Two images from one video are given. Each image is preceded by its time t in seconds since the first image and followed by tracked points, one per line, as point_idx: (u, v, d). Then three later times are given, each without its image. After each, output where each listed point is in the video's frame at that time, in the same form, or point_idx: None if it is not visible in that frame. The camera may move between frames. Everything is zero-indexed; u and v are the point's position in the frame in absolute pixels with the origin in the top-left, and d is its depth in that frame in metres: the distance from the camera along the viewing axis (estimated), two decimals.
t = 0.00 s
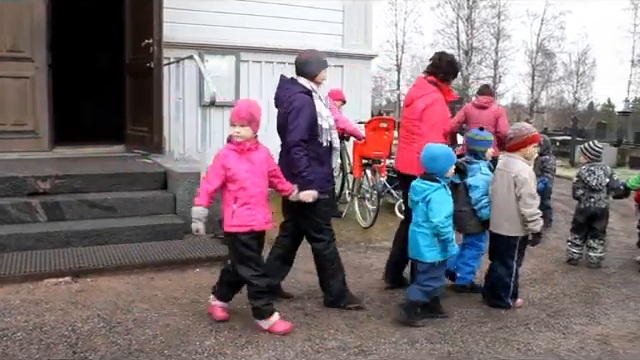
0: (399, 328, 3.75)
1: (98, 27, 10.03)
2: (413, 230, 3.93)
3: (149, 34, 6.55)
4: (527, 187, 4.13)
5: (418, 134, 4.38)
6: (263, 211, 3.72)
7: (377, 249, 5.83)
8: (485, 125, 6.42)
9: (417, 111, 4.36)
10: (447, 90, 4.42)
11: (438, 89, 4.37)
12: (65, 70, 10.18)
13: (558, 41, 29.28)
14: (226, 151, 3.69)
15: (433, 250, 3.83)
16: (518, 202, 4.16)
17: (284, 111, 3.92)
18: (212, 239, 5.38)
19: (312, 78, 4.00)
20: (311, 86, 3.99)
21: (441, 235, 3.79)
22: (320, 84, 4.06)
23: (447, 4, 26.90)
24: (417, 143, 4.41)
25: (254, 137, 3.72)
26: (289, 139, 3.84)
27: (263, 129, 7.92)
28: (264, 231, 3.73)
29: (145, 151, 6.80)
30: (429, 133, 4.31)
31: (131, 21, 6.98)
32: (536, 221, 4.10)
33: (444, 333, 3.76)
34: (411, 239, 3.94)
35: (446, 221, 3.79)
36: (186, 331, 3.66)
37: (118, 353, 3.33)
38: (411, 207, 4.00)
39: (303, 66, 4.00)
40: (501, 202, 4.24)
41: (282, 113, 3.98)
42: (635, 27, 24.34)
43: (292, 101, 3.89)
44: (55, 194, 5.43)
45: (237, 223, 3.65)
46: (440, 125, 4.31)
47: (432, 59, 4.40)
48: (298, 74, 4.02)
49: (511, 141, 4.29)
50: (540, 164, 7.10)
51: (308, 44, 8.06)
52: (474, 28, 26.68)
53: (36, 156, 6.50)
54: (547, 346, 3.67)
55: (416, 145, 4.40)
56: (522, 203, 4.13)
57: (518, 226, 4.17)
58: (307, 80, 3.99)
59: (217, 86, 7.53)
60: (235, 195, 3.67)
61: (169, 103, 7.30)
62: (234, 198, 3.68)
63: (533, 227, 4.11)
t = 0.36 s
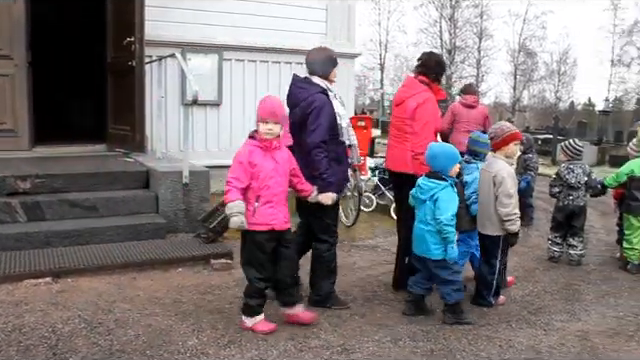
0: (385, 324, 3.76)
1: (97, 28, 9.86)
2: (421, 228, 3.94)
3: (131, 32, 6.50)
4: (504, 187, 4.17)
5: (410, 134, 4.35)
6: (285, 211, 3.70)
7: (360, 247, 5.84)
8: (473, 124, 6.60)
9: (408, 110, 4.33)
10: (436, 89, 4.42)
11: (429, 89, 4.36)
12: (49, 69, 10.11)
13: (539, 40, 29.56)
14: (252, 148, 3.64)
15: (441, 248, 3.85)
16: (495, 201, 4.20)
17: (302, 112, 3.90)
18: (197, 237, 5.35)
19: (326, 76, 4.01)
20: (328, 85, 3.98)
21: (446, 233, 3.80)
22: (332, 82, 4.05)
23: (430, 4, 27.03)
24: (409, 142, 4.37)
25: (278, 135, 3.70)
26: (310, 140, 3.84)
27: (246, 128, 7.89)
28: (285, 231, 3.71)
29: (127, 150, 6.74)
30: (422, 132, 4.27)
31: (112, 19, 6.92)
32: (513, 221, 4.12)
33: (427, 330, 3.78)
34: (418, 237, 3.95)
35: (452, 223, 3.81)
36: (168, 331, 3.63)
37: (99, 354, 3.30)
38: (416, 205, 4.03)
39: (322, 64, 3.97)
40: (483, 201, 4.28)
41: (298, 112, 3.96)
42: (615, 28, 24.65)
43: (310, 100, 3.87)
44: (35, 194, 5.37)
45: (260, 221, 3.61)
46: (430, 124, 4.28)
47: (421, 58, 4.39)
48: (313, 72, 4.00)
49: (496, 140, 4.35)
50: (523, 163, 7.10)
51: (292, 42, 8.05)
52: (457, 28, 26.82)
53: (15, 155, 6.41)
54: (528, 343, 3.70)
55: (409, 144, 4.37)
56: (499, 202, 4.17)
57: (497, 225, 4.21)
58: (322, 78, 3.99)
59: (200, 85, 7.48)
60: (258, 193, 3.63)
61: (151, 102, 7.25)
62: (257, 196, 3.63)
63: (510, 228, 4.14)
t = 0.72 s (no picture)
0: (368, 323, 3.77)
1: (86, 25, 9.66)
2: (427, 229, 3.98)
3: (111, 29, 6.43)
4: (491, 185, 4.20)
5: (400, 131, 4.41)
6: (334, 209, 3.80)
7: (343, 245, 5.84)
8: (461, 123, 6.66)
9: (396, 110, 4.41)
10: (420, 88, 4.50)
11: (413, 88, 4.43)
12: (29, 67, 9.98)
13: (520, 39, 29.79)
14: (302, 152, 3.66)
15: (449, 248, 3.88)
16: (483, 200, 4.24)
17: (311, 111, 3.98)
18: (178, 236, 5.32)
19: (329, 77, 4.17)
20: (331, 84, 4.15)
21: (453, 233, 3.83)
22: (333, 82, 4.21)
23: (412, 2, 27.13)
24: (399, 140, 4.44)
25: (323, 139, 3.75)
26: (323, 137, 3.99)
27: (228, 127, 7.85)
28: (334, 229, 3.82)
29: (108, 149, 6.68)
30: (414, 128, 4.30)
31: (92, 16, 6.86)
32: (500, 219, 4.18)
33: (409, 328, 3.79)
34: (424, 238, 3.99)
35: (459, 223, 3.85)
36: (149, 331, 3.60)
37: (79, 354, 3.27)
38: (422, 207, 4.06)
39: (328, 64, 4.12)
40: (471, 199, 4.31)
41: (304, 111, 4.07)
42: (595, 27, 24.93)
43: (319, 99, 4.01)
44: (13, 193, 5.30)
45: (316, 223, 3.68)
46: (419, 119, 4.31)
47: (400, 61, 4.51)
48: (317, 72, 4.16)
49: (486, 136, 4.40)
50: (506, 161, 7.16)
51: (274, 40, 8.03)
52: (439, 26, 26.96)
53: None
54: (509, 339, 3.73)
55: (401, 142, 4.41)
56: (487, 201, 4.21)
57: (486, 224, 4.25)
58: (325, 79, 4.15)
59: (181, 83, 7.43)
60: (311, 195, 3.69)
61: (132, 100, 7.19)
62: (310, 198, 3.69)
63: (499, 225, 4.20)
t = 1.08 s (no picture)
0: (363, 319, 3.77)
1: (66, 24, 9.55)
2: (412, 225, 3.99)
3: (90, 27, 6.36)
4: (485, 185, 4.26)
5: (390, 128, 4.46)
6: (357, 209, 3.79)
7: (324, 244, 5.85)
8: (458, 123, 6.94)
9: (384, 107, 4.46)
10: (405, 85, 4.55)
11: (400, 85, 4.48)
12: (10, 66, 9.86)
13: (501, 38, 30.05)
14: (339, 155, 3.59)
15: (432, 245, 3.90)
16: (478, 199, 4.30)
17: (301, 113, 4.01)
18: (159, 235, 5.29)
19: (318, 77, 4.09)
20: (322, 85, 4.11)
21: (436, 232, 3.86)
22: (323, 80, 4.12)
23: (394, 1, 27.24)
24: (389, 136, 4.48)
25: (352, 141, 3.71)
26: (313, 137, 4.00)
27: (209, 126, 7.82)
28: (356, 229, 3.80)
29: (88, 149, 6.61)
30: (403, 122, 4.35)
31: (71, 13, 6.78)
32: (494, 217, 4.23)
33: (391, 326, 3.80)
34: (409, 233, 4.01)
35: (443, 223, 3.87)
36: (130, 332, 3.57)
37: (58, 356, 3.23)
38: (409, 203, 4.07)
39: (319, 64, 4.04)
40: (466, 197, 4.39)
41: (293, 112, 4.06)
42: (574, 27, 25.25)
43: (309, 101, 3.99)
44: None
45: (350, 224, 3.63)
46: (408, 114, 4.37)
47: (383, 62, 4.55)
48: (308, 72, 4.09)
49: (476, 140, 4.41)
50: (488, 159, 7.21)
51: (255, 39, 8.01)
52: (421, 25, 27.10)
53: None
54: (490, 336, 3.76)
55: (390, 139, 4.46)
56: (481, 200, 4.27)
57: (482, 222, 4.30)
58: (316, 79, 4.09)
59: (162, 82, 7.38)
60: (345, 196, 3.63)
61: (112, 98, 7.13)
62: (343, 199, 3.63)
63: (494, 224, 4.24)
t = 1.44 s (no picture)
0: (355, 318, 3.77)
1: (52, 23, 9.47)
2: (408, 223, 4.07)
3: (76, 26, 6.31)
4: (485, 184, 4.25)
5: (384, 128, 4.50)
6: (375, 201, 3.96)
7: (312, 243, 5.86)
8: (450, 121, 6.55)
9: (380, 107, 4.48)
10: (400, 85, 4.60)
11: (395, 85, 4.53)
12: None
13: (487, 38, 30.23)
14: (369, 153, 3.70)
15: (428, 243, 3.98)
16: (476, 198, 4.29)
17: (300, 109, 3.97)
18: (146, 235, 5.26)
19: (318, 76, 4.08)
20: (321, 83, 4.08)
21: (430, 230, 3.91)
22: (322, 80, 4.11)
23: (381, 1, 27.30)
24: (384, 137, 4.51)
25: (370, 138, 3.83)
26: (312, 134, 3.93)
27: (196, 125, 7.79)
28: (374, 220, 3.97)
29: (73, 148, 6.56)
30: (400, 122, 4.42)
31: (56, 12, 6.73)
32: (492, 216, 4.22)
33: (379, 325, 3.81)
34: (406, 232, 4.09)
35: (437, 221, 3.91)
36: (117, 333, 3.55)
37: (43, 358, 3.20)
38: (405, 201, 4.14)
39: (317, 62, 4.05)
40: (463, 196, 4.38)
41: (292, 109, 4.01)
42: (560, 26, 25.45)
43: (307, 97, 3.94)
44: None
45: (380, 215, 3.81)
46: (404, 115, 4.43)
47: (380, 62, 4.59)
48: (308, 70, 4.08)
49: (475, 138, 4.50)
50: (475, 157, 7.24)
51: (242, 38, 7.99)
52: (408, 25, 27.19)
53: None
54: (477, 334, 3.78)
55: (385, 138, 4.50)
56: (481, 199, 4.26)
57: (479, 220, 4.31)
58: (315, 77, 4.06)
59: (148, 81, 7.34)
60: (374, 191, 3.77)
61: (98, 97, 7.08)
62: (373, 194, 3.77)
63: (492, 223, 4.22)
